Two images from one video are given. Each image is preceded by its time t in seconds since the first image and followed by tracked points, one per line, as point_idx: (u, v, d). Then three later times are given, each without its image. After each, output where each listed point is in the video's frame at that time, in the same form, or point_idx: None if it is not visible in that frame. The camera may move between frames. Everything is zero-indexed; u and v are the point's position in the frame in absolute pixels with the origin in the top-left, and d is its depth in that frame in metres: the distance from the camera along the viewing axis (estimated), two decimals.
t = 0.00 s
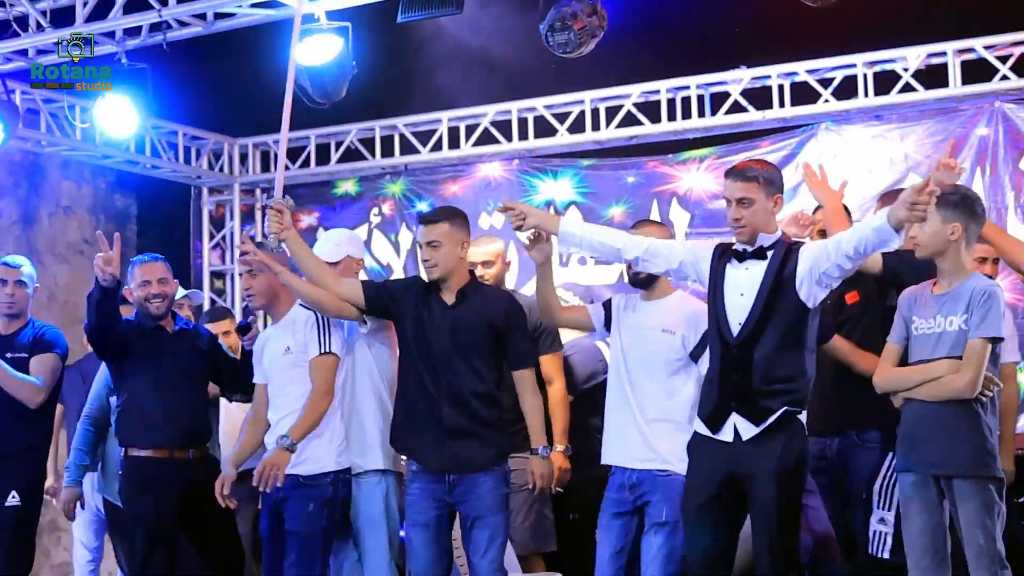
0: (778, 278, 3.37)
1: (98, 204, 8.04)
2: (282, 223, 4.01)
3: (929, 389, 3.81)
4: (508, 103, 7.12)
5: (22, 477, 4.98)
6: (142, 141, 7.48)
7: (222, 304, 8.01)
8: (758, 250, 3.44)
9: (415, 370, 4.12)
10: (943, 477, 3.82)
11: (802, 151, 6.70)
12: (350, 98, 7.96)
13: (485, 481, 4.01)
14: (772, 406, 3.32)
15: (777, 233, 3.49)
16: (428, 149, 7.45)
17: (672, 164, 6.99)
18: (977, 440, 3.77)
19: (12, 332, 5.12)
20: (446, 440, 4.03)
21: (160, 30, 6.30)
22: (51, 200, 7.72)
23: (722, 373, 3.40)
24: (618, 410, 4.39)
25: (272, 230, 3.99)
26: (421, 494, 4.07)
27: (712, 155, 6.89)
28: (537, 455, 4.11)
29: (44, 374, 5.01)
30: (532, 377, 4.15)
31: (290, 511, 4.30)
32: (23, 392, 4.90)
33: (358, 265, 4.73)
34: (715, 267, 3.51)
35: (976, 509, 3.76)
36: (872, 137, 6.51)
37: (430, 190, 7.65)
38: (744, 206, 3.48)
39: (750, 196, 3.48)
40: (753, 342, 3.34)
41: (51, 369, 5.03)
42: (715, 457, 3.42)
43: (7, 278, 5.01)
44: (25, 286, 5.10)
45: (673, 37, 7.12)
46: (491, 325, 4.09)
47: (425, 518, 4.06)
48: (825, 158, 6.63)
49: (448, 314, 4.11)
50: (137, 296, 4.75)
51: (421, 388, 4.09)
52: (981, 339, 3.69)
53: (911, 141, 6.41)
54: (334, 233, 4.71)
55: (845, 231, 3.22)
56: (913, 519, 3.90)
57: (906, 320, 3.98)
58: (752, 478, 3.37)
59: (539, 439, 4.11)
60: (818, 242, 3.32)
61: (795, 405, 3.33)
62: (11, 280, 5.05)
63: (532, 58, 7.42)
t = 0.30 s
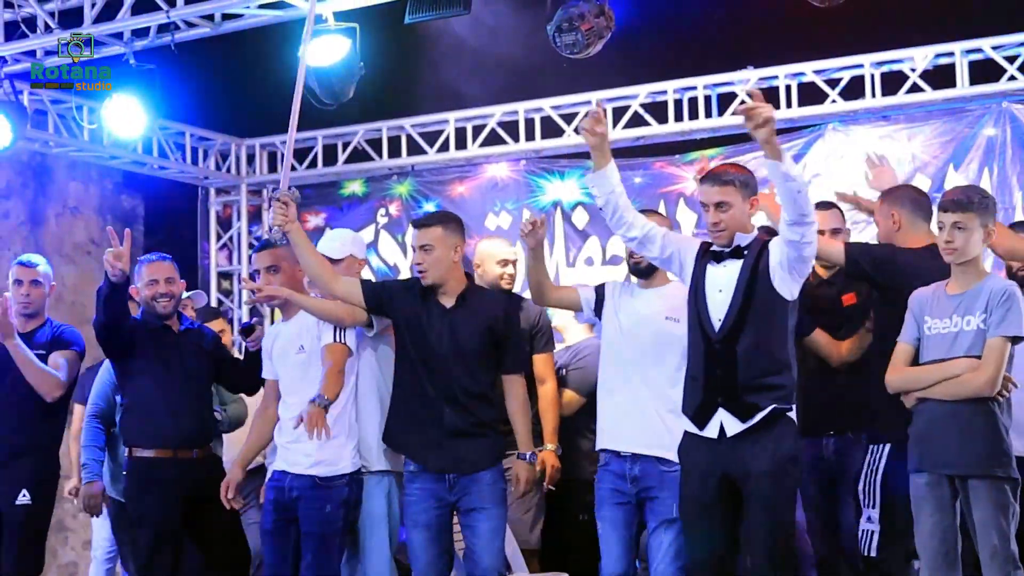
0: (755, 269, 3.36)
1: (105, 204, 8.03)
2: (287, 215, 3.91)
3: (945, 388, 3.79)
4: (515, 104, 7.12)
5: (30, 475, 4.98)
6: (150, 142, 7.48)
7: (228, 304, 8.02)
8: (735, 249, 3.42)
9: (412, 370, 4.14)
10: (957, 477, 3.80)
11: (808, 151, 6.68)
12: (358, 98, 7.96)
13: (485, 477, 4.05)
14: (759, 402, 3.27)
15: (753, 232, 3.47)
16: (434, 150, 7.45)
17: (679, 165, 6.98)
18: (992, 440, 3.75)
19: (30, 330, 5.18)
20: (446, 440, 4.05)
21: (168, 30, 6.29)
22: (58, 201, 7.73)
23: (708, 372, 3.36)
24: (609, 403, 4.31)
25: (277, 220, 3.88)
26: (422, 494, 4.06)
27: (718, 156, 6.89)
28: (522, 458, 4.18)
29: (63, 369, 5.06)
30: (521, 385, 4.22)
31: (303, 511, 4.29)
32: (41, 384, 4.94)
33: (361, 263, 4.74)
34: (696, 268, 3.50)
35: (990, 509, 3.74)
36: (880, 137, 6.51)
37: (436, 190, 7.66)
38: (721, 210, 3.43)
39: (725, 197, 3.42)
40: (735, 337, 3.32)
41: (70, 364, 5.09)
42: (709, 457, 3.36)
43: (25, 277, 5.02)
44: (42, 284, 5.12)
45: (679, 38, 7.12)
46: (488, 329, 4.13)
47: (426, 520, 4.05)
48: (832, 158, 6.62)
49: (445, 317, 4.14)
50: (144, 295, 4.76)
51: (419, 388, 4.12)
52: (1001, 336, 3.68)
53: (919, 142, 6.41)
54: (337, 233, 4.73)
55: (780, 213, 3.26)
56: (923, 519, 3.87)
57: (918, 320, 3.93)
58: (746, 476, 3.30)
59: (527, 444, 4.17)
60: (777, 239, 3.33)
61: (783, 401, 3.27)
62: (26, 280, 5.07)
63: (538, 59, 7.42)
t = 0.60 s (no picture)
0: (738, 275, 3.34)
1: (108, 204, 8.04)
2: (304, 224, 3.97)
3: (952, 387, 3.75)
4: (517, 103, 7.12)
5: (55, 481, 4.99)
6: (153, 141, 7.49)
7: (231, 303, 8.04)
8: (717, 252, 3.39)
9: (421, 379, 4.12)
10: (971, 474, 3.75)
11: (811, 150, 6.70)
12: (361, 97, 7.96)
13: (491, 481, 4.04)
14: (750, 407, 3.26)
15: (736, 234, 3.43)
16: (437, 149, 7.46)
17: (680, 164, 6.99)
18: (1005, 438, 3.70)
19: (46, 334, 5.17)
20: (455, 447, 4.04)
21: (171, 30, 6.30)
22: (61, 200, 7.74)
23: (697, 378, 3.34)
24: (606, 402, 4.27)
25: (293, 230, 3.96)
26: (427, 496, 4.06)
27: (721, 155, 6.90)
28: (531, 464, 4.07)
29: (73, 379, 5.06)
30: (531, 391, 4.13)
31: (302, 514, 4.30)
32: (54, 395, 4.94)
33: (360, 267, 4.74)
34: (678, 274, 3.47)
35: (1002, 505, 3.71)
36: (882, 136, 6.52)
37: (440, 190, 7.67)
38: (708, 216, 3.34)
39: (710, 203, 3.34)
40: (722, 341, 3.30)
41: (83, 374, 5.09)
42: (697, 462, 3.36)
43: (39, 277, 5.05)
44: (57, 285, 5.14)
45: (681, 38, 7.12)
46: (495, 337, 4.09)
47: (432, 521, 4.05)
48: (835, 158, 6.62)
49: (450, 325, 4.11)
50: (146, 296, 4.76)
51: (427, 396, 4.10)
52: (1008, 336, 3.64)
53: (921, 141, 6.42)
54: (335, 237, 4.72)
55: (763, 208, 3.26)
56: (932, 520, 3.81)
57: (916, 317, 3.89)
58: (736, 478, 3.30)
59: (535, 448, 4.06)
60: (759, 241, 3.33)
61: (773, 404, 3.27)
62: (42, 281, 5.09)
63: (540, 59, 7.43)
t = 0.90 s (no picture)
0: (738, 277, 3.32)
1: (110, 204, 8.06)
2: (321, 204, 3.94)
3: (958, 390, 3.74)
4: (518, 104, 7.13)
5: (57, 480, 4.95)
6: (154, 142, 7.50)
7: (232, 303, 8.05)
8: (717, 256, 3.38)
9: (442, 372, 4.06)
10: (976, 476, 3.74)
11: (811, 151, 6.71)
12: (362, 98, 7.96)
13: (507, 480, 3.93)
14: (753, 409, 3.23)
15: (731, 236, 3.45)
16: (438, 150, 7.47)
17: (681, 165, 7.00)
18: (1009, 440, 3.70)
19: (52, 330, 5.14)
20: (465, 437, 3.96)
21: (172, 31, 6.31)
22: (63, 201, 7.75)
23: (698, 382, 3.32)
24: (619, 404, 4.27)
25: (310, 210, 3.92)
26: (447, 494, 3.98)
27: (721, 156, 6.92)
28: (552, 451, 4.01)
29: (79, 374, 5.01)
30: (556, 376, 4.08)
31: (302, 510, 4.30)
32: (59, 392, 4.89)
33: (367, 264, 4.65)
34: (673, 277, 3.45)
35: (1007, 506, 3.71)
36: (882, 137, 6.52)
37: (440, 191, 7.68)
38: (708, 222, 3.37)
39: (708, 208, 3.37)
40: (724, 343, 3.27)
41: (88, 370, 5.04)
42: (702, 467, 3.33)
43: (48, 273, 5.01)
44: (65, 280, 5.10)
45: (682, 38, 7.12)
46: (515, 328, 4.02)
47: (450, 522, 3.96)
48: (835, 159, 6.63)
49: (470, 314, 4.04)
50: (148, 296, 4.76)
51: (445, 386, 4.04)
52: (1014, 337, 3.64)
53: (921, 142, 6.42)
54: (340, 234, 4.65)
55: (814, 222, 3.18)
56: (937, 521, 3.79)
57: (915, 317, 3.89)
58: (743, 481, 3.26)
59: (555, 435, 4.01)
60: (771, 242, 3.29)
61: (777, 405, 3.25)
62: (50, 276, 5.05)
63: (540, 59, 7.43)
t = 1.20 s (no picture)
0: (766, 272, 3.23)
1: (109, 204, 8.07)
2: (351, 206, 3.97)
3: (961, 390, 3.75)
4: (517, 104, 7.14)
5: (50, 480, 4.95)
6: (153, 142, 7.51)
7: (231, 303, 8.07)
8: (745, 251, 3.28)
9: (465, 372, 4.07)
10: (977, 476, 3.75)
11: (810, 151, 6.71)
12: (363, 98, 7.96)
13: (525, 483, 3.93)
14: (778, 405, 3.15)
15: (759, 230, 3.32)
16: (437, 150, 7.47)
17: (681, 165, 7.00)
18: (1010, 443, 3.72)
19: (44, 328, 5.15)
20: (489, 439, 3.98)
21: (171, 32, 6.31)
22: (62, 201, 7.76)
23: (720, 375, 3.22)
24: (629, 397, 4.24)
25: (340, 212, 3.94)
26: (467, 488, 4.02)
27: (721, 156, 6.92)
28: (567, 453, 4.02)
29: (73, 367, 5.01)
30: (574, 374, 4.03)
31: (291, 510, 4.31)
32: (52, 381, 4.88)
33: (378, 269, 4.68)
34: (702, 268, 3.35)
35: (1007, 506, 3.72)
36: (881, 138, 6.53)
37: (439, 191, 7.68)
38: (738, 218, 3.22)
39: (737, 204, 3.22)
40: (750, 339, 3.17)
41: (82, 364, 5.04)
42: (723, 464, 3.23)
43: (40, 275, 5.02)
44: (59, 281, 5.12)
45: (680, 38, 7.13)
46: (531, 327, 4.00)
47: (464, 512, 3.99)
48: (834, 159, 6.64)
49: (493, 317, 4.04)
50: (149, 295, 4.78)
51: (471, 390, 4.05)
52: (1019, 343, 3.65)
53: (920, 142, 6.43)
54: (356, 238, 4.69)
55: (816, 208, 3.15)
56: (937, 521, 3.79)
57: (922, 318, 3.89)
58: (765, 480, 3.19)
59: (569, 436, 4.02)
60: (792, 236, 3.23)
61: (800, 402, 3.18)
62: (43, 277, 5.06)
63: (538, 59, 7.43)
